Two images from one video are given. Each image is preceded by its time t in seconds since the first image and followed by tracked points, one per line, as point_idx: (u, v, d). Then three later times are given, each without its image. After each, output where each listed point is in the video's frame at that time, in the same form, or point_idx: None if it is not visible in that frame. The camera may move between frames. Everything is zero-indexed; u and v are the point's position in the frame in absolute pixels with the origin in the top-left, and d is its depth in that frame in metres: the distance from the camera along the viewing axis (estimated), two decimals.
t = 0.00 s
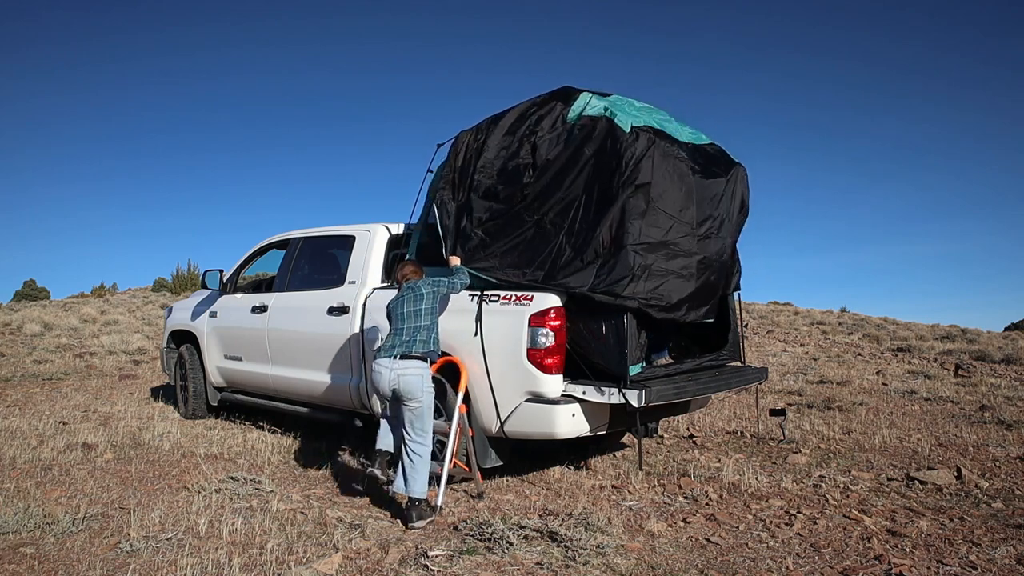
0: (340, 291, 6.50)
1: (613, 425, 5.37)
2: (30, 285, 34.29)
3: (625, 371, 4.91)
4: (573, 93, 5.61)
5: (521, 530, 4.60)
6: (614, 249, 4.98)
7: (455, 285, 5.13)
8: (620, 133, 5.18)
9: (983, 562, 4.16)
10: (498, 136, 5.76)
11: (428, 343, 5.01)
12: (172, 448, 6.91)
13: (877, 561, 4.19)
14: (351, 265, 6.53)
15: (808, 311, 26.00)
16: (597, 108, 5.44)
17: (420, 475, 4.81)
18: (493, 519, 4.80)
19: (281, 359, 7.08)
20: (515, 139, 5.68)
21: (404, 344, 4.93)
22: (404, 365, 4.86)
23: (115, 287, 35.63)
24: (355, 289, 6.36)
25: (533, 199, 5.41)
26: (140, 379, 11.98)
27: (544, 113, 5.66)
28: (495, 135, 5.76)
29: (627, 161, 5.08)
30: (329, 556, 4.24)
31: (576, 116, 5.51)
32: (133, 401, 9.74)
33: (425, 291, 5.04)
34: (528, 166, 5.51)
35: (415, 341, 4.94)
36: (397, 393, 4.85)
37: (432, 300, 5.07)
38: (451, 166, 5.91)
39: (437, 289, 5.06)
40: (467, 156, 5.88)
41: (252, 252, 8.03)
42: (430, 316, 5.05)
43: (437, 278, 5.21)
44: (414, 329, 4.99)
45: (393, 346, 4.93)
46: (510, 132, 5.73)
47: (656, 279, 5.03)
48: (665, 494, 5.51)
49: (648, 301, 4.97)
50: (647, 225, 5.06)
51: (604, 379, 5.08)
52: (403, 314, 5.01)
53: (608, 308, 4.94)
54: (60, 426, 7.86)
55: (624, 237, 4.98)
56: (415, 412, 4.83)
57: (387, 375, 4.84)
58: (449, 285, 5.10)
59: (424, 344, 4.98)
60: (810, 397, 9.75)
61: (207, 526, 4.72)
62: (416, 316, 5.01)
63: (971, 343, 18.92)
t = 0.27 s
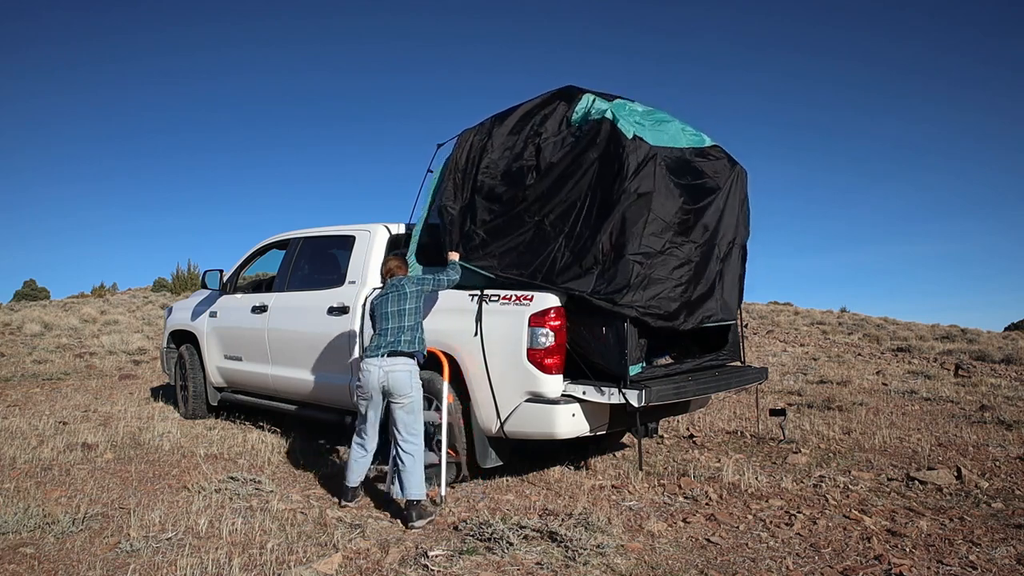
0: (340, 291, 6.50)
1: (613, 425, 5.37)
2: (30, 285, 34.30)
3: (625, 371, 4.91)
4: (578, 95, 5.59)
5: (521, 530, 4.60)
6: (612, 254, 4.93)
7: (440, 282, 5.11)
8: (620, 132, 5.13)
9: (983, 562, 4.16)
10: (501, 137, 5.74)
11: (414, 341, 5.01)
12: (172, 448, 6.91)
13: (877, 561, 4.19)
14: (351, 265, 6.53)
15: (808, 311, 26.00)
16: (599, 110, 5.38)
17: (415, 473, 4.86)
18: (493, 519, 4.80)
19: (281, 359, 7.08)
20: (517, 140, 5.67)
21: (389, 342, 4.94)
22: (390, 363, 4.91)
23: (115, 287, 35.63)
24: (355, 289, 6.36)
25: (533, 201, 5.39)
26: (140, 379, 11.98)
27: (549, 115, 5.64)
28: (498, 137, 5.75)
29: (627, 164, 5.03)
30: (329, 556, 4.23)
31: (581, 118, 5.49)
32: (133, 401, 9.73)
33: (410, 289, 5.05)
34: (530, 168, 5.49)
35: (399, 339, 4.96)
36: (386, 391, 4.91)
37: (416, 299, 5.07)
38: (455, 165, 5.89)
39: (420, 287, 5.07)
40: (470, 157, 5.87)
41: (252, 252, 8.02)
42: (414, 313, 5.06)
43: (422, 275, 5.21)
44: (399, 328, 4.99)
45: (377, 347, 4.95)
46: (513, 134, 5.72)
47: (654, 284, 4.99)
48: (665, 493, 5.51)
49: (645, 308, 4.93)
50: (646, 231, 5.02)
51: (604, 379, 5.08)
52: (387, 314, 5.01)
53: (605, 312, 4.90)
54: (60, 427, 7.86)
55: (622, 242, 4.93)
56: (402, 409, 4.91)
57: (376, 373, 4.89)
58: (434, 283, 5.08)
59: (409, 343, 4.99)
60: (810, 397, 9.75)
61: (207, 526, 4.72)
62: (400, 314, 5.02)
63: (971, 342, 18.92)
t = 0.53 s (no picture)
0: (340, 291, 6.50)
1: (613, 425, 5.37)
2: (31, 285, 34.31)
3: (625, 371, 4.91)
4: (580, 95, 5.58)
5: (521, 530, 4.60)
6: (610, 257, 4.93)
7: (419, 282, 5.06)
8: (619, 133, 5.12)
9: (983, 562, 4.16)
10: (503, 138, 5.74)
11: (388, 336, 5.03)
12: (172, 448, 6.91)
13: (877, 561, 4.19)
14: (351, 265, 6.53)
15: (808, 311, 26.01)
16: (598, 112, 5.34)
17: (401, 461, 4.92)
18: (493, 519, 4.80)
19: (281, 359, 7.08)
20: (519, 141, 5.67)
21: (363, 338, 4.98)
22: (365, 358, 4.95)
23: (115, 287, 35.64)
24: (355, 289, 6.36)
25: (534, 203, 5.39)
26: (140, 379, 11.98)
27: (550, 115, 5.64)
28: (500, 137, 5.75)
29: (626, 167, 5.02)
30: (329, 556, 4.23)
31: (582, 118, 5.46)
32: (133, 401, 9.73)
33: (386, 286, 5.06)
34: (531, 169, 5.49)
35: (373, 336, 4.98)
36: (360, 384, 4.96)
37: (392, 295, 5.09)
38: (456, 164, 5.91)
39: (397, 284, 5.08)
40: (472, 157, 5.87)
41: (253, 252, 8.03)
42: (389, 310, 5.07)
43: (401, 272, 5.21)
44: (373, 324, 5.02)
45: (352, 342, 5.01)
46: (515, 135, 5.72)
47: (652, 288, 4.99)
48: (665, 494, 5.51)
49: (642, 313, 4.92)
50: (644, 234, 5.02)
51: (604, 379, 5.08)
52: (363, 309, 5.03)
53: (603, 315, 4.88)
54: (60, 427, 7.86)
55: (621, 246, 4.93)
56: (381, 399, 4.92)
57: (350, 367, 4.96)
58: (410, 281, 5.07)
59: (384, 339, 5.01)
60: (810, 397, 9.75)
61: (207, 526, 4.72)
62: (375, 310, 5.04)
63: (971, 342, 18.93)
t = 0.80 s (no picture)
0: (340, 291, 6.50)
1: (613, 425, 5.37)
2: (30, 285, 34.32)
3: (625, 371, 4.91)
4: (581, 95, 5.55)
5: (521, 530, 4.60)
6: (608, 260, 4.91)
7: (406, 278, 5.26)
8: (618, 133, 5.10)
9: (983, 562, 4.16)
10: (503, 138, 5.74)
11: (376, 331, 5.18)
12: (172, 448, 6.91)
13: (877, 561, 4.19)
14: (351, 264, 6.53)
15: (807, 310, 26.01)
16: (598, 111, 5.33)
17: (382, 452, 5.17)
18: (493, 519, 4.80)
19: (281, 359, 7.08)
20: (520, 141, 5.66)
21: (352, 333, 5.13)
22: (355, 354, 5.10)
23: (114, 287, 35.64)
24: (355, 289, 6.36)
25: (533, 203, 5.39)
26: (140, 379, 11.98)
27: (551, 115, 5.62)
28: (501, 137, 5.76)
29: (626, 170, 5.00)
30: (329, 556, 4.23)
31: (582, 118, 5.43)
32: (133, 401, 9.73)
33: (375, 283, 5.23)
34: (530, 170, 5.48)
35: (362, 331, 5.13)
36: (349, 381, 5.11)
37: (380, 291, 5.25)
38: (457, 163, 5.92)
39: (385, 279, 5.26)
40: (472, 156, 5.87)
41: (253, 252, 8.03)
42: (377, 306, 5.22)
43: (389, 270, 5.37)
44: (361, 320, 5.18)
45: (342, 338, 5.16)
46: (515, 135, 5.72)
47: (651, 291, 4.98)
48: (665, 493, 5.52)
49: (639, 316, 4.91)
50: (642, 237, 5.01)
51: (604, 379, 5.08)
52: (352, 305, 5.20)
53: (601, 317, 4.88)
54: (60, 427, 7.86)
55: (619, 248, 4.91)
56: (374, 392, 5.12)
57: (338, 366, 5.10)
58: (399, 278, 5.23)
59: (372, 333, 5.15)
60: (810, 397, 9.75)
61: (207, 526, 4.72)
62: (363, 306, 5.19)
63: (971, 342, 18.93)
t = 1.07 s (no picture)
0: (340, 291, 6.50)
1: (613, 425, 5.37)
2: (30, 285, 34.32)
3: (625, 371, 4.91)
4: (582, 95, 5.54)
5: (521, 530, 4.60)
6: (607, 261, 4.91)
7: (407, 278, 5.31)
8: (618, 134, 5.09)
9: (983, 562, 4.16)
10: (504, 138, 5.76)
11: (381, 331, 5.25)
12: (172, 448, 6.91)
13: (877, 561, 4.19)
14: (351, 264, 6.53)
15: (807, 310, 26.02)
16: (598, 112, 5.32)
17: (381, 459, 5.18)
18: (493, 519, 4.80)
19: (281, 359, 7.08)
20: (521, 141, 5.68)
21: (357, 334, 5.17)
22: (363, 353, 5.16)
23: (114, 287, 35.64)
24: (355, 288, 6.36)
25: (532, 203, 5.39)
26: (140, 379, 11.98)
27: (552, 115, 5.62)
28: (502, 137, 5.77)
29: (626, 171, 4.99)
30: (329, 556, 4.23)
31: (583, 118, 5.42)
32: (133, 401, 9.73)
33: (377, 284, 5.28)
34: (530, 170, 5.49)
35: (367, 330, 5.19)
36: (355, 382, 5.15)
37: (383, 292, 5.30)
38: (458, 162, 5.92)
39: (387, 280, 5.30)
40: (473, 156, 5.88)
41: (253, 252, 8.03)
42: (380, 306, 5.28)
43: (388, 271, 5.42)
44: (365, 321, 5.21)
45: (347, 339, 5.18)
46: (516, 135, 5.74)
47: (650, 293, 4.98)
48: (665, 494, 5.52)
49: (638, 318, 4.91)
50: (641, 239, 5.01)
51: (604, 379, 5.08)
52: (355, 306, 5.22)
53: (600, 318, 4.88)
54: (60, 427, 7.86)
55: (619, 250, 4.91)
56: (380, 393, 5.19)
57: (345, 365, 5.12)
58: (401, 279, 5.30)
59: (377, 334, 5.22)
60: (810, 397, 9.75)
61: (207, 526, 4.72)
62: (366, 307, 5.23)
63: (971, 342, 18.93)
